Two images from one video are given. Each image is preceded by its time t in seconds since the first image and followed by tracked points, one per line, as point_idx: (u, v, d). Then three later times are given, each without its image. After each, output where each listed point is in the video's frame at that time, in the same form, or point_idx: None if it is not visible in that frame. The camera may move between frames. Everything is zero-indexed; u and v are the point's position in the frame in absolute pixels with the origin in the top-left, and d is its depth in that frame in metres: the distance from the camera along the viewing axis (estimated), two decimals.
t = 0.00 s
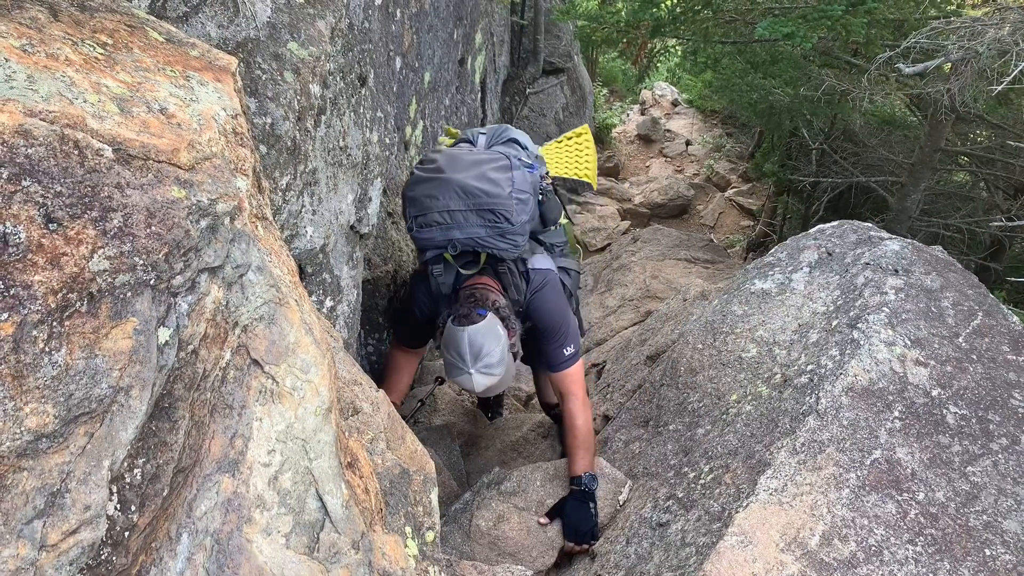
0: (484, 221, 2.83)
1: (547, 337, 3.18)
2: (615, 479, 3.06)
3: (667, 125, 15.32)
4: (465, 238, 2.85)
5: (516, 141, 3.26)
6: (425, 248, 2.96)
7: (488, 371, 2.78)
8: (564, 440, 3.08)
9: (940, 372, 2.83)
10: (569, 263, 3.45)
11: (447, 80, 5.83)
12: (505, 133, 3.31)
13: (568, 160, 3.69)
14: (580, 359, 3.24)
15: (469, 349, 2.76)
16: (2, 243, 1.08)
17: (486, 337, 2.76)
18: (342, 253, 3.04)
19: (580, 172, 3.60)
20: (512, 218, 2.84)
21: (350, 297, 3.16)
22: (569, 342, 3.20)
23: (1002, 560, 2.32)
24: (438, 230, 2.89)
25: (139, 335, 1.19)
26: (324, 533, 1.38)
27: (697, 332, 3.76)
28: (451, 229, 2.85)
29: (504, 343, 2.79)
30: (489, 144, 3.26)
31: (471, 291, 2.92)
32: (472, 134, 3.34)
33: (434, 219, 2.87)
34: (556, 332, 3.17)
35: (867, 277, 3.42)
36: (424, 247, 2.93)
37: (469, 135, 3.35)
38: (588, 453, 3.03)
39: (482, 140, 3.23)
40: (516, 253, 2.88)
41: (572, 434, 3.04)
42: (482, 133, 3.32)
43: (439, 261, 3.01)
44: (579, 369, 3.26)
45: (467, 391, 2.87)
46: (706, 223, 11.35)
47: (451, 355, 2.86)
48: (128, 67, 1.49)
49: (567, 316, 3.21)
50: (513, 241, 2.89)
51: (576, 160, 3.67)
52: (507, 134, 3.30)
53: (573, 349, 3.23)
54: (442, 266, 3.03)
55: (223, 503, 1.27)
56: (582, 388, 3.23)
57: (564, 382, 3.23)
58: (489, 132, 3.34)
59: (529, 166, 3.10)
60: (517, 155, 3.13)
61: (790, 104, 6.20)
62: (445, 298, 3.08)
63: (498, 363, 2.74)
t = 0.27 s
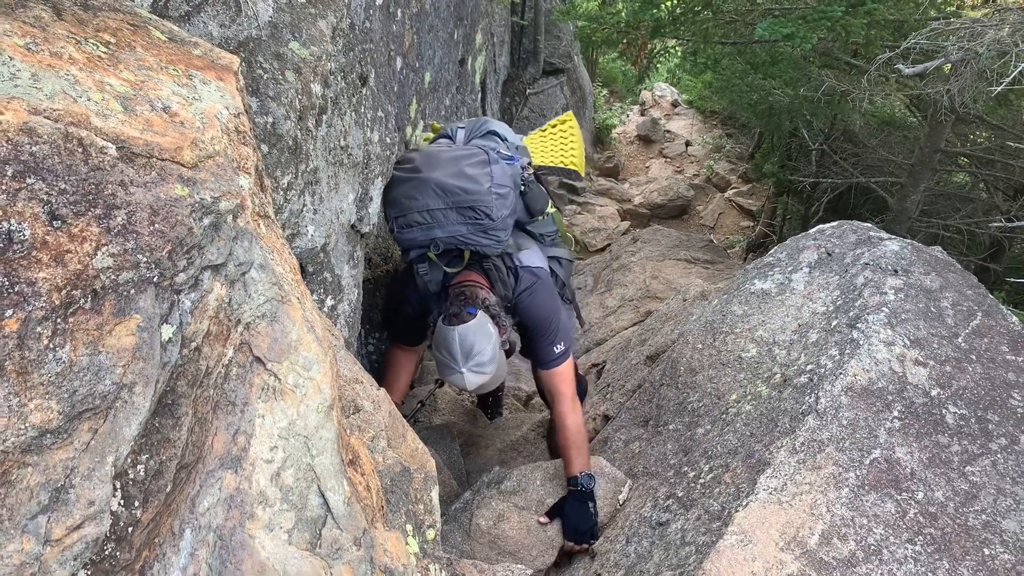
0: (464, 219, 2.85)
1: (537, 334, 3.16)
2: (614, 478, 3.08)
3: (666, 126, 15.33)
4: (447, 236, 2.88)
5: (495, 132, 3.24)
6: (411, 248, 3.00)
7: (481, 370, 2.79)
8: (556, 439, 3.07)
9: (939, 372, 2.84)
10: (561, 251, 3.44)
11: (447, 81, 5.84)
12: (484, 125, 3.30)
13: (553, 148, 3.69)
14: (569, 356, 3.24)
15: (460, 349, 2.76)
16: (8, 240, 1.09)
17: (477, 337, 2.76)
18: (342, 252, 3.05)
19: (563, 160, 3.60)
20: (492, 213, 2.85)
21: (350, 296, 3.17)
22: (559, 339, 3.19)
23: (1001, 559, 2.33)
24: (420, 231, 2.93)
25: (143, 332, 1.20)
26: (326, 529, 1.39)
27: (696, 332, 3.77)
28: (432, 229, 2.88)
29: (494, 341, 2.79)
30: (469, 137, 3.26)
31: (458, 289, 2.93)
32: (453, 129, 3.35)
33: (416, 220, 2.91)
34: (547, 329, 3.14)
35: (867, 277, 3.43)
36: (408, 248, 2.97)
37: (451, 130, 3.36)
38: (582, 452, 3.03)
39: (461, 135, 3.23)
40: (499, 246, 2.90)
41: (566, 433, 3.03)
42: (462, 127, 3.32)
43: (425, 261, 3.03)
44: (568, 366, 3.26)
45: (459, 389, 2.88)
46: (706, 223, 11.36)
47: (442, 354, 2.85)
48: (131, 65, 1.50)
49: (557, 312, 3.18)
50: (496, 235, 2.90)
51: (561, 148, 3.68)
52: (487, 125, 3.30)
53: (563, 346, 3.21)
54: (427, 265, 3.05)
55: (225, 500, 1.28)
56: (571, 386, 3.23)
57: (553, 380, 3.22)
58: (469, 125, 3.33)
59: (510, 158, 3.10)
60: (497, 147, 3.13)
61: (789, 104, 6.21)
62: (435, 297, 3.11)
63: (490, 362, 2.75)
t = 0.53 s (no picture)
0: (465, 229, 2.86)
1: (538, 336, 3.21)
2: (614, 480, 3.09)
3: (666, 127, 15.35)
4: (447, 246, 2.90)
5: (490, 138, 3.26)
6: (411, 257, 3.01)
7: (482, 374, 2.78)
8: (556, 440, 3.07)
9: (938, 374, 2.85)
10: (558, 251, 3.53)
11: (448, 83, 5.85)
12: (479, 130, 3.32)
13: (546, 149, 3.72)
14: (570, 357, 3.23)
15: (463, 351, 2.76)
16: (12, 243, 1.09)
17: (479, 339, 2.76)
18: (343, 254, 3.05)
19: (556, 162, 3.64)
20: (492, 222, 2.87)
21: (351, 298, 3.17)
22: (560, 341, 3.20)
23: (1000, 561, 2.33)
24: (420, 241, 2.94)
25: (146, 334, 1.20)
26: (327, 531, 1.39)
27: (696, 334, 3.78)
28: (433, 239, 2.89)
29: (497, 345, 2.79)
30: (464, 144, 3.28)
31: (460, 294, 2.94)
32: (447, 135, 3.36)
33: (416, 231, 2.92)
34: (547, 331, 3.19)
35: (866, 279, 3.44)
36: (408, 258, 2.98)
37: (445, 136, 3.37)
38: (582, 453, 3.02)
39: (456, 142, 3.24)
40: (500, 255, 2.93)
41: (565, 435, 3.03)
42: (456, 133, 3.33)
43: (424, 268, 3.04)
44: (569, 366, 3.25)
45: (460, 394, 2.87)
46: (705, 225, 11.37)
47: (444, 358, 2.85)
48: (134, 68, 1.50)
49: (557, 315, 3.23)
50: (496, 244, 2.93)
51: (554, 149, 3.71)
52: (481, 130, 3.32)
53: (564, 348, 3.21)
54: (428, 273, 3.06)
55: (228, 501, 1.29)
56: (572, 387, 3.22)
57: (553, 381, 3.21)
58: (463, 131, 3.35)
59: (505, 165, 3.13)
60: (491, 153, 3.16)
61: (789, 106, 6.23)
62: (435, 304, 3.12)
63: (493, 365, 2.75)
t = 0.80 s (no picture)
0: (466, 238, 2.85)
1: (542, 336, 3.24)
2: (614, 481, 3.09)
3: (666, 129, 15.36)
4: (449, 257, 2.89)
5: (484, 140, 3.23)
6: (413, 268, 2.99)
7: (489, 373, 2.81)
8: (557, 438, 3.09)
9: (938, 377, 2.85)
10: (557, 246, 3.55)
11: (448, 84, 5.86)
12: (473, 133, 3.29)
13: (538, 140, 3.71)
14: (574, 358, 3.27)
15: (472, 352, 2.77)
16: (15, 245, 1.10)
17: (489, 340, 2.78)
18: (343, 256, 3.06)
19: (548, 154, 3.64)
20: (492, 229, 2.85)
21: (351, 299, 3.17)
22: (563, 342, 3.24)
23: (1000, 563, 2.34)
24: (421, 253, 2.93)
25: (148, 336, 1.20)
26: (329, 533, 1.39)
27: (696, 336, 3.79)
28: (434, 251, 2.88)
29: (505, 346, 2.82)
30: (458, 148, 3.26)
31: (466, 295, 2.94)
32: (441, 140, 3.34)
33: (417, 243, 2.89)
34: (552, 331, 3.22)
35: (866, 282, 3.44)
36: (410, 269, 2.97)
37: (439, 141, 3.34)
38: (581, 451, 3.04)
39: (450, 147, 3.21)
40: (502, 261, 2.91)
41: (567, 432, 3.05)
42: (450, 138, 3.30)
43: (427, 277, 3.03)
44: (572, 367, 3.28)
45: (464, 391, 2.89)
46: (705, 226, 11.38)
47: (450, 355, 2.85)
48: (136, 71, 1.51)
49: (561, 316, 3.27)
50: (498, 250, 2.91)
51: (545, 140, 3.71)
52: (475, 133, 3.29)
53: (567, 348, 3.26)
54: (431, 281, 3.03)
55: (230, 503, 1.29)
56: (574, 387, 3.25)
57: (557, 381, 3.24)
58: (457, 134, 3.33)
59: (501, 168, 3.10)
60: (486, 156, 3.13)
61: (789, 108, 6.23)
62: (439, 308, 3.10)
63: (501, 366, 2.78)
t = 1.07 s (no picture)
0: (482, 241, 2.85)
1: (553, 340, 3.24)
2: (614, 482, 3.10)
3: (666, 129, 15.37)
4: (465, 259, 2.89)
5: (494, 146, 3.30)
6: (428, 272, 2.98)
7: (508, 371, 2.83)
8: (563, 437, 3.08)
9: (938, 377, 2.85)
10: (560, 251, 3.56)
11: (448, 85, 5.85)
12: (484, 142, 3.33)
13: (543, 147, 3.91)
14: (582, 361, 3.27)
15: (492, 349, 2.79)
16: (14, 245, 1.09)
17: (508, 339, 2.81)
18: (343, 256, 3.05)
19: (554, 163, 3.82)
20: (509, 232, 2.86)
21: (351, 300, 3.17)
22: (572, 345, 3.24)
23: (1000, 564, 2.34)
24: (437, 256, 2.92)
25: (148, 336, 1.21)
26: (329, 533, 1.39)
27: (696, 336, 3.79)
28: (450, 254, 2.88)
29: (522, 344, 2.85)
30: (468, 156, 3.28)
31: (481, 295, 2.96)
32: (451, 147, 3.36)
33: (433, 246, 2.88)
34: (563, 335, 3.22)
35: (866, 283, 3.44)
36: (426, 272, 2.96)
37: (449, 148, 3.36)
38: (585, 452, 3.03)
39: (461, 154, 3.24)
40: (518, 265, 2.91)
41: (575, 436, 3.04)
42: (461, 146, 3.32)
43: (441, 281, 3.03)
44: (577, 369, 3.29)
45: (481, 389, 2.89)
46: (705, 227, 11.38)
47: (468, 353, 2.87)
48: (136, 71, 1.51)
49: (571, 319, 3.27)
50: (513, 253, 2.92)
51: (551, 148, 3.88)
52: (486, 142, 3.33)
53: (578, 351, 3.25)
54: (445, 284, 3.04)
55: (229, 503, 1.29)
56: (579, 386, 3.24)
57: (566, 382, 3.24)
58: (467, 143, 3.36)
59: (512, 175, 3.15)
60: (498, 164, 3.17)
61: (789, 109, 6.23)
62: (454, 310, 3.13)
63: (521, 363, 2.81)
